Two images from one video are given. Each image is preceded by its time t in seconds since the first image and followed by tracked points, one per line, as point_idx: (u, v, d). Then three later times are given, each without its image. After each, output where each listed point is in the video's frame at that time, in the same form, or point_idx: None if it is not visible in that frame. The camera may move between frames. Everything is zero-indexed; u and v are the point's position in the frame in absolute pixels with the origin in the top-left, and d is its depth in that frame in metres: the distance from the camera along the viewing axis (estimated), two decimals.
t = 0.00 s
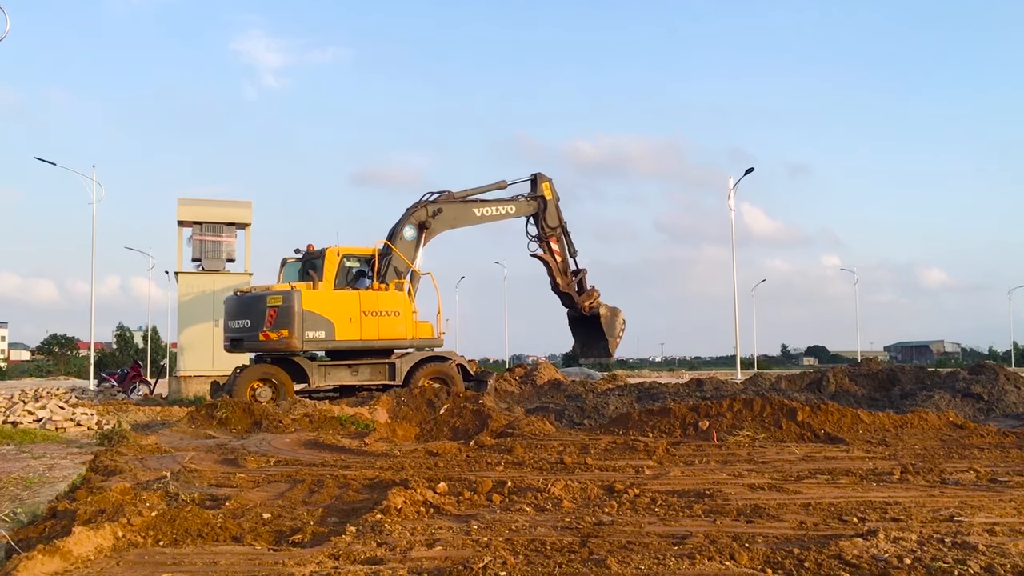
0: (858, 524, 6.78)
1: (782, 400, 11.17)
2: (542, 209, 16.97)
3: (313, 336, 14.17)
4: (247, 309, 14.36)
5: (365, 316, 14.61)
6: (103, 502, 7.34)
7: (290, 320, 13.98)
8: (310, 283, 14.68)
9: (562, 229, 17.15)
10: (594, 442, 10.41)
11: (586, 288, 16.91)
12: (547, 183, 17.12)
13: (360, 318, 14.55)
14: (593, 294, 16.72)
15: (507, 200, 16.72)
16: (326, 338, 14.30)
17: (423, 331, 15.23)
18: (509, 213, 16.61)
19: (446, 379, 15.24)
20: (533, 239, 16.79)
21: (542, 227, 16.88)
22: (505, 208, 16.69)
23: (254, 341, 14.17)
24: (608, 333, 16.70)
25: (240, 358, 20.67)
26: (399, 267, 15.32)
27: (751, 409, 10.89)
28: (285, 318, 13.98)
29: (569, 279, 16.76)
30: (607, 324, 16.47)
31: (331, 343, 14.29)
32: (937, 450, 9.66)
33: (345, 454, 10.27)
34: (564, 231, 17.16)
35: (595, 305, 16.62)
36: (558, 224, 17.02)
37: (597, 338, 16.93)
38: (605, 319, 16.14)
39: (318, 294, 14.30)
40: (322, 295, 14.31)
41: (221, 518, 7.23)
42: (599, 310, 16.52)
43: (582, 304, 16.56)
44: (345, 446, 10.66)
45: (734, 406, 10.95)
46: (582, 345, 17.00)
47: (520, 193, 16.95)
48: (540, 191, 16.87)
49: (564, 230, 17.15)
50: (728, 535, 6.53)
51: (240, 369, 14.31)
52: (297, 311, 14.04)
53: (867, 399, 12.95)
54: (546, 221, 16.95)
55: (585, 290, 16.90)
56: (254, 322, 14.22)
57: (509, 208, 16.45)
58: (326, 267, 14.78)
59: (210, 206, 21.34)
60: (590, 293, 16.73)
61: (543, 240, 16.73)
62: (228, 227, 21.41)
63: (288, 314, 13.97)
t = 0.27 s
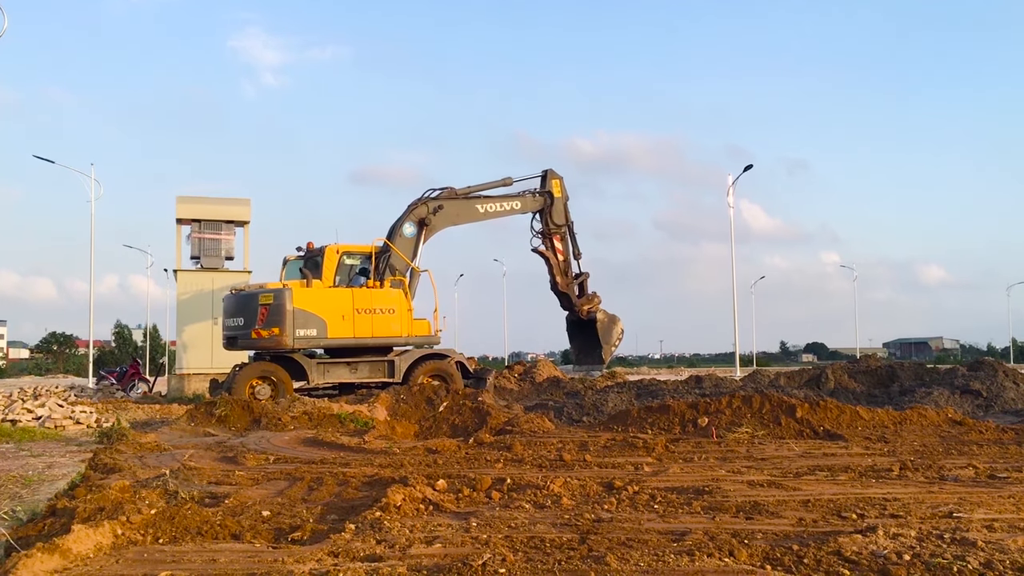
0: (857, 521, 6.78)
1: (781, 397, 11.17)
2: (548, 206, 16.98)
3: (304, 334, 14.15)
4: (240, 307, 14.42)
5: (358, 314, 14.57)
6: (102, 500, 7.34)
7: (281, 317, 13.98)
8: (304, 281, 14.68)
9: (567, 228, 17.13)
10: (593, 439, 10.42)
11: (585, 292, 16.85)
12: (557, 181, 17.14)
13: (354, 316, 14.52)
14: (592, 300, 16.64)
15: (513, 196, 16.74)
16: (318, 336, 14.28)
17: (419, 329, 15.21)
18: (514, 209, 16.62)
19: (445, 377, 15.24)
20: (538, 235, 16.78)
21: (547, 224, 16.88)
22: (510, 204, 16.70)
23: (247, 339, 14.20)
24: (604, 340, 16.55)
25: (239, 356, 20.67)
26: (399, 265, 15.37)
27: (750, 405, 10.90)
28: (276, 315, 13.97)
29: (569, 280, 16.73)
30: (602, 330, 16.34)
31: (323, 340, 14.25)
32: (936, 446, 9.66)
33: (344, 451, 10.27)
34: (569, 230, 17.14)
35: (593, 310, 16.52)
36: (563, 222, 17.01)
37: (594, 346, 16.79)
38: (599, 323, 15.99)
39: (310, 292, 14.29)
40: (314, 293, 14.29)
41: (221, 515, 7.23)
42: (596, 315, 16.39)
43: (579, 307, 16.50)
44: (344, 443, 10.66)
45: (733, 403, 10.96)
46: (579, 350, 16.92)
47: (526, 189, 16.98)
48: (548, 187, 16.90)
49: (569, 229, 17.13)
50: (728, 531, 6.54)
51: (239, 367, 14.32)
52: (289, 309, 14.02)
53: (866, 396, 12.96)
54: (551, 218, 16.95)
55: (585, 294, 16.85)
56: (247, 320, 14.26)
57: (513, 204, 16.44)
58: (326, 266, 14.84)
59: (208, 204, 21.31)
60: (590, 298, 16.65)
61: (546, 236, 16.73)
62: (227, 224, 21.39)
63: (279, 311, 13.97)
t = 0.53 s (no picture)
0: (857, 517, 6.79)
1: (781, 394, 11.17)
2: (551, 203, 16.96)
3: (299, 332, 14.14)
4: (237, 305, 14.45)
5: (353, 311, 14.57)
6: (101, 498, 7.33)
7: (276, 315, 13.97)
8: (299, 278, 14.67)
9: (568, 227, 17.08)
10: (593, 436, 10.42)
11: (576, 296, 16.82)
12: (564, 179, 17.11)
13: (349, 314, 14.52)
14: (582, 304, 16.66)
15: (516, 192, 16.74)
16: (313, 333, 14.26)
17: (416, 326, 15.20)
18: (516, 205, 16.61)
19: (445, 374, 15.23)
20: (537, 232, 16.76)
21: (547, 220, 16.85)
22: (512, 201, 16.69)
23: (242, 337, 14.22)
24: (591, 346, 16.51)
25: (239, 353, 20.66)
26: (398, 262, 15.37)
27: (750, 402, 10.90)
28: (271, 313, 13.96)
29: (561, 279, 16.69)
30: (590, 336, 16.33)
31: (318, 338, 14.24)
32: (936, 442, 9.67)
33: (344, 449, 10.26)
34: (569, 230, 17.08)
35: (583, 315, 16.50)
36: (564, 220, 16.96)
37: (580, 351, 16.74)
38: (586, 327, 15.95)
39: (305, 290, 14.28)
40: (309, 290, 14.28)
41: (221, 513, 7.23)
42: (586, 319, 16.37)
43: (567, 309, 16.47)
44: (343, 441, 10.66)
45: (732, 399, 10.96)
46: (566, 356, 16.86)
47: (530, 185, 16.97)
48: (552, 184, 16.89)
49: (569, 228, 17.08)
50: (727, 528, 6.54)
51: (238, 365, 14.32)
52: (283, 307, 14.01)
53: (865, 392, 12.97)
54: (552, 215, 16.92)
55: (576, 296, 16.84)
56: (243, 318, 14.27)
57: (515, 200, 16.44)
58: (325, 263, 14.84)
59: (207, 201, 21.29)
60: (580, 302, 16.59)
61: (544, 233, 16.71)
62: (225, 222, 21.37)
63: (274, 309, 13.96)
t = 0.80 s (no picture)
0: (855, 513, 6.80)
1: (780, 390, 11.18)
2: (554, 203, 16.96)
3: (295, 329, 14.14)
4: (234, 302, 14.48)
5: (350, 308, 14.56)
6: (101, 495, 7.34)
7: (272, 312, 13.97)
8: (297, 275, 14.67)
9: (566, 231, 17.03)
10: (592, 432, 10.43)
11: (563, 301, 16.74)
12: (570, 184, 17.13)
13: (345, 310, 14.51)
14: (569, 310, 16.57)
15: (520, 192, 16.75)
16: (309, 330, 14.27)
17: (413, 323, 15.17)
18: (518, 204, 16.61)
19: (443, 371, 15.21)
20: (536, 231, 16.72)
21: (547, 220, 16.82)
22: (515, 200, 16.68)
23: (239, 334, 14.25)
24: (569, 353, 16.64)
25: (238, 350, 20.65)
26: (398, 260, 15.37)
27: (748, 398, 10.91)
28: (267, 311, 13.97)
29: (552, 280, 16.61)
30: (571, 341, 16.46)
31: (314, 335, 14.25)
32: (934, 438, 9.68)
33: (343, 446, 10.26)
34: (568, 234, 17.03)
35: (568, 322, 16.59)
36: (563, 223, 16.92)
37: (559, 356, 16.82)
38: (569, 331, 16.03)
39: (301, 287, 14.27)
40: (305, 287, 14.28)
41: (220, 510, 7.23)
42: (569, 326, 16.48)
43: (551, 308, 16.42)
44: (342, 437, 10.66)
45: (731, 395, 10.97)
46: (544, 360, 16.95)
47: (535, 185, 17.00)
48: (558, 186, 16.92)
49: (568, 232, 17.02)
50: (726, 524, 6.55)
51: (237, 362, 14.32)
52: (278, 304, 14.01)
53: (864, 387, 12.99)
54: (552, 216, 16.89)
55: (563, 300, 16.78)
56: (240, 315, 14.30)
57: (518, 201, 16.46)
58: (324, 260, 14.85)
59: (206, 198, 21.27)
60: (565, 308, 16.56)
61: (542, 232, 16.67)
62: (224, 219, 21.36)
63: (270, 306, 13.96)
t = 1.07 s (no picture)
0: (853, 507, 6.81)
1: (778, 385, 11.19)
2: (559, 210, 16.64)
3: (291, 326, 14.13)
4: (231, 299, 14.50)
5: (346, 305, 14.55)
6: (100, 492, 7.34)
7: (268, 309, 13.97)
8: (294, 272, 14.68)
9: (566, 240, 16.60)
10: (590, 428, 10.43)
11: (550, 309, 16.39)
12: (580, 198, 16.79)
13: (341, 307, 14.50)
14: (554, 318, 15.96)
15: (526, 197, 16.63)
16: (306, 327, 14.27)
17: (412, 319, 15.14)
18: (523, 209, 16.46)
19: (442, 367, 15.21)
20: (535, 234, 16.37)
21: (549, 224, 16.44)
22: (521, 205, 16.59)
23: (236, 331, 14.26)
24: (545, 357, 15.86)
25: (236, 347, 20.64)
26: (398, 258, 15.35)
27: (747, 394, 10.91)
28: (263, 307, 13.97)
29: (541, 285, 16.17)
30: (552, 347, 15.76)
31: (310, 332, 14.25)
32: (932, 433, 9.69)
33: (341, 442, 10.26)
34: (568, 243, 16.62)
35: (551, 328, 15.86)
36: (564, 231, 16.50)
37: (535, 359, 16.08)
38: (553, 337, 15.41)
39: (297, 284, 14.26)
40: (301, 284, 14.27)
41: (220, 506, 7.24)
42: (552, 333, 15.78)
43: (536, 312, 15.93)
44: (341, 434, 10.66)
45: (730, 391, 10.98)
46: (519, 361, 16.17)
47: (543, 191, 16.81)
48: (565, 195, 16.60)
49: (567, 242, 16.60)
50: (725, 519, 6.57)
51: (235, 359, 14.34)
52: (274, 301, 14.00)
53: (862, 383, 13.01)
54: (554, 221, 16.51)
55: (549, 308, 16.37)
56: (237, 312, 14.31)
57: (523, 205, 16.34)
58: (323, 256, 14.84)
59: (204, 195, 21.23)
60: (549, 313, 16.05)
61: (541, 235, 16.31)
62: (222, 216, 21.32)
63: (266, 304, 13.95)
